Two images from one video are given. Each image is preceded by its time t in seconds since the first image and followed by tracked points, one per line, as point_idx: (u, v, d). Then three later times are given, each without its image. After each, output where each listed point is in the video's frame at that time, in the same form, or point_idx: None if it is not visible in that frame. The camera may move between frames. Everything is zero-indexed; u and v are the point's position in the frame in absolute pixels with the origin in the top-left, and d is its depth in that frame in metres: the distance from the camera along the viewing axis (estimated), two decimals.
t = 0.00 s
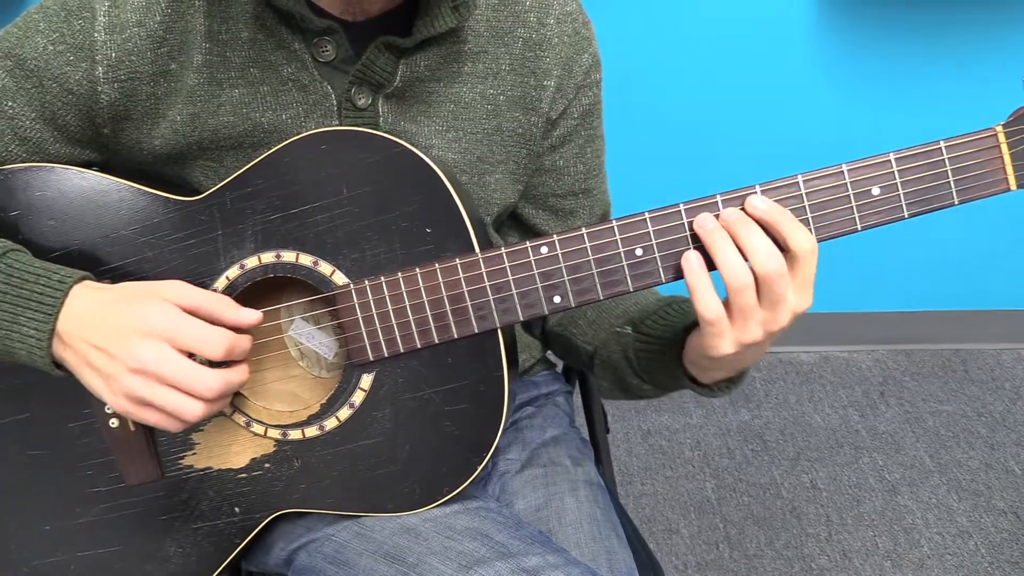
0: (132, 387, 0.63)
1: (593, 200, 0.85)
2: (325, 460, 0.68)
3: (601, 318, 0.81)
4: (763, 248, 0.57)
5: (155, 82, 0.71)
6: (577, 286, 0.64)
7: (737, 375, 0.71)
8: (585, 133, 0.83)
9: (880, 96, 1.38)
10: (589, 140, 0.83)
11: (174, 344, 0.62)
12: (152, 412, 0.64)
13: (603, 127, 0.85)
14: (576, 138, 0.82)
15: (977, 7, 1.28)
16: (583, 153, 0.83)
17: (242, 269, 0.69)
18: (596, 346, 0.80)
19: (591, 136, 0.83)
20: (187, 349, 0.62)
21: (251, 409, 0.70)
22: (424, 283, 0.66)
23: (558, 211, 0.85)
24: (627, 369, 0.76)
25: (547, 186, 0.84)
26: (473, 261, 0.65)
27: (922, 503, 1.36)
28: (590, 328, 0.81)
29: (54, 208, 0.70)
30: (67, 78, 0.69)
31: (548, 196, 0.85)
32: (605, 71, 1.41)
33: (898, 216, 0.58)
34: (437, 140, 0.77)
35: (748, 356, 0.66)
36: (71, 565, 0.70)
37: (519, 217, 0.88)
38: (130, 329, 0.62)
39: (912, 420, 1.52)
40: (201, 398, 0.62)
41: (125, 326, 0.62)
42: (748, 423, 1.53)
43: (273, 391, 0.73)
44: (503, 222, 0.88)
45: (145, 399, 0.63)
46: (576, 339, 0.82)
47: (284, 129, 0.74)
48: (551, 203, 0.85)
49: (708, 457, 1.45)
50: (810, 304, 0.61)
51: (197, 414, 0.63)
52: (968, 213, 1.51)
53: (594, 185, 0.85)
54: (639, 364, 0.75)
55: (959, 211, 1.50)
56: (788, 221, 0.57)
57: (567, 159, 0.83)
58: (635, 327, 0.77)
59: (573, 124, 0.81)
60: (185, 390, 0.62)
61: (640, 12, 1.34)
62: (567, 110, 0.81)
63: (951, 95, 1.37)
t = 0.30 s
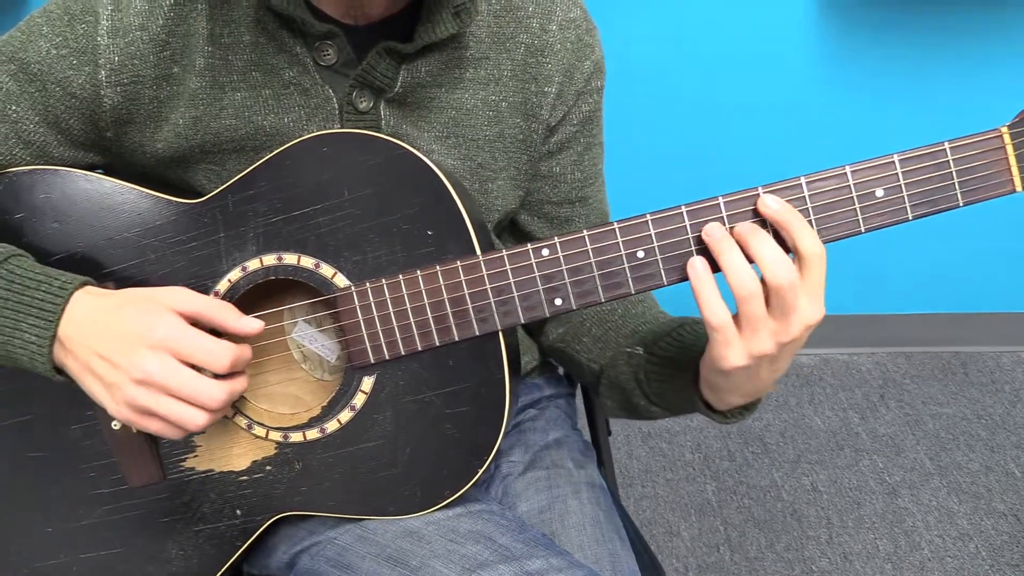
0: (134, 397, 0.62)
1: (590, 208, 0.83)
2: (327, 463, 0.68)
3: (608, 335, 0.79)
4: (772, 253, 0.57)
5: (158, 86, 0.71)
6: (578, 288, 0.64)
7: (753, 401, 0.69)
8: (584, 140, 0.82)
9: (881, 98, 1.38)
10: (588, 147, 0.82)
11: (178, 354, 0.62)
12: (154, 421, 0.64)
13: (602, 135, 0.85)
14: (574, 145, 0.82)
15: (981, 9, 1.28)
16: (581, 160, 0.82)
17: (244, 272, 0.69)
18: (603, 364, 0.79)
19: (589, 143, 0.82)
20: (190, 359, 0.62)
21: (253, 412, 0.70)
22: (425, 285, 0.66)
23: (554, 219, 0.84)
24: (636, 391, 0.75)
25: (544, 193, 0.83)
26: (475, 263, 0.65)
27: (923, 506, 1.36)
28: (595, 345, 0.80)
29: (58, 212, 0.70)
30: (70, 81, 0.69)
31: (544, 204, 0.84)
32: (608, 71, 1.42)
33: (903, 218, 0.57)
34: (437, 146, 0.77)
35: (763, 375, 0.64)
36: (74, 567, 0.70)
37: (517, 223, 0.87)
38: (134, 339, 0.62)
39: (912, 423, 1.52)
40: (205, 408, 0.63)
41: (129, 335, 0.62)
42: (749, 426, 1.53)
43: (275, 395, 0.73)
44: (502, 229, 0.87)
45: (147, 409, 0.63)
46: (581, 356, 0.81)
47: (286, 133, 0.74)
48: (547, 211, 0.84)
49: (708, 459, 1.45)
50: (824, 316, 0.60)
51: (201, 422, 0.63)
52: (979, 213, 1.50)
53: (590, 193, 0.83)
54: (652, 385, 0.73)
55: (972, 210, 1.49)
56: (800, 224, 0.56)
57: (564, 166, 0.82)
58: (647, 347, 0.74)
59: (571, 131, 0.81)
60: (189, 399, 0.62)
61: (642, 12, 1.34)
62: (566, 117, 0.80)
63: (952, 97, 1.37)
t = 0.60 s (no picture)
0: (122, 409, 0.63)
1: (588, 211, 0.82)
2: (325, 465, 0.68)
3: (608, 339, 0.78)
4: (778, 246, 0.56)
5: (155, 88, 0.71)
6: (576, 287, 0.64)
7: (757, 407, 0.69)
8: (582, 142, 0.82)
9: (882, 99, 1.38)
10: (586, 149, 0.82)
11: (165, 365, 0.63)
12: (142, 433, 0.64)
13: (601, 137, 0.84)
14: (572, 147, 0.81)
15: (979, 9, 1.28)
16: (579, 162, 0.82)
17: (241, 274, 0.69)
18: (605, 369, 0.78)
19: (588, 144, 0.82)
20: (180, 372, 0.63)
21: (251, 414, 0.70)
22: (422, 286, 0.66)
23: (552, 223, 0.83)
24: (638, 396, 0.74)
25: (541, 196, 0.82)
26: (471, 263, 0.65)
27: (923, 509, 1.36)
28: (595, 350, 0.79)
29: (57, 214, 0.70)
30: (68, 85, 0.70)
31: (541, 206, 0.83)
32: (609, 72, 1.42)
33: (904, 213, 0.57)
34: (436, 148, 0.77)
35: (768, 375, 0.63)
36: (73, 570, 0.69)
37: (514, 226, 0.86)
38: (124, 351, 0.62)
39: (912, 426, 1.52)
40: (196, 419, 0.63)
41: (119, 348, 0.62)
42: (749, 428, 1.53)
43: (276, 396, 0.73)
44: (501, 232, 0.86)
45: (136, 421, 0.63)
46: (582, 361, 0.80)
47: (283, 134, 0.73)
48: (545, 213, 0.83)
49: (708, 462, 1.45)
50: (828, 313, 0.58)
51: (191, 433, 0.64)
52: (979, 208, 1.50)
53: (588, 196, 0.82)
54: (657, 394, 0.72)
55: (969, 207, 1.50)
56: (803, 217, 0.56)
57: (562, 167, 0.81)
58: (649, 350, 0.74)
59: (569, 133, 0.80)
60: (180, 411, 0.63)
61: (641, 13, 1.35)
62: (565, 118, 0.80)
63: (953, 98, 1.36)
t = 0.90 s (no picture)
0: (108, 414, 0.63)
1: (585, 212, 0.82)
2: (322, 464, 0.68)
3: (604, 340, 0.78)
4: (777, 239, 0.55)
5: (152, 88, 0.71)
6: (573, 285, 0.64)
7: (756, 406, 0.69)
8: (579, 142, 0.82)
9: (881, 100, 1.38)
10: (583, 149, 0.82)
11: (152, 369, 0.63)
12: (129, 436, 0.65)
13: (599, 138, 0.84)
14: (569, 147, 0.81)
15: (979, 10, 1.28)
16: (576, 162, 0.82)
17: (238, 273, 0.68)
18: (601, 369, 0.78)
19: (585, 145, 0.82)
20: (169, 378, 0.63)
21: (248, 413, 0.70)
22: (419, 284, 0.66)
23: (547, 223, 0.83)
24: (635, 396, 0.73)
25: (537, 196, 0.82)
26: (468, 262, 0.65)
27: (921, 511, 1.36)
28: (591, 350, 0.79)
29: (54, 214, 0.70)
30: (65, 85, 0.70)
31: (538, 207, 0.83)
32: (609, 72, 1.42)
33: (904, 210, 0.57)
34: (434, 148, 0.77)
35: (769, 372, 0.62)
36: (71, 570, 0.69)
37: (511, 227, 0.86)
38: (111, 356, 0.62)
39: (911, 427, 1.52)
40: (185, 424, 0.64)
41: (107, 352, 0.62)
42: (747, 429, 1.53)
43: (274, 395, 0.74)
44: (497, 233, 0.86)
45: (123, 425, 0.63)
46: (578, 361, 0.80)
47: (281, 133, 0.73)
48: (541, 213, 0.83)
49: (706, 462, 1.46)
50: (830, 310, 0.58)
51: (179, 437, 0.64)
52: (977, 209, 1.50)
53: (585, 197, 0.83)
54: (654, 391, 0.71)
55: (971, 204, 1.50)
56: (804, 212, 0.56)
57: (559, 167, 0.81)
58: (647, 349, 0.73)
59: (567, 133, 0.80)
60: (168, 416, 0.63)
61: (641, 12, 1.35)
62: (563, 119, 0.80)
63: (952, 99, 1.36)
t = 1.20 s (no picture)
0: (98, 419, 0.63)
1: (581, 213, 0.82)
2: (319, 464, 0.68)
3: (598, 344, 0.78)
4: (775, 238, 0.55)
5: (151, 89, 0.71)
6: (570, 286, 0.64)
7: (751, 412, 0.69)
8: (577, 143, 0.82)
9: (881, 101, 1.38)
10: (581, 150, 0.82)
11: (141, 375, 0.63)
12: (119, 440, 0.65)
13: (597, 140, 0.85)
14: (566, 148, 0.82)
15: (978, 13, 1.28)
16: (573, 163, 0.82)
17: (235, 273, 0.69)
18: (594, 373, 0.78)
19: (583, 146, 0.82)
20: (160, 384, 0.63)
21: (246, 414, 0.70)
22: (416, 285, 0.66)
23: (543, 224, 0.83)
24: (629, 400, 0.73)
25: (534, 196, 0.82)
26: (465, 263, 0.65)
27: (919, 513, 1.36)
28: (584, 353, 0.79)
29: (53, 214, 0.70)
30: (64, 85, 0.70)
31: (534, 207, 0.83)
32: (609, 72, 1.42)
33: (903, 212, 0.57)
34: (433, 148, 0.77)
35: (765, 374, 0.62)
36: (69, 569, 0.69)
37: (509, 228, 0.86)
38: (101, 362, 0.62)
39: (909, 429, 1.52)
40: (175, 429, 0.64)
41: (97, 357, 0.62)
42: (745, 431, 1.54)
43: (274, 396, 0.74)
44: (494, 234, 0.87)
45: (112, 430, 0.64)
46: (570, 364, 0.80)
47: (280, 134, 0.73)
48: (537, 214, 0.83)
49: (705, 464, 1.46)
50: (827, 313, 0.58)
51: (169, 442, 0.65)
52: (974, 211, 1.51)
53: (582, 198, 0.83)
54: (648, 395, 0.71)
55: (970, 206, 1.50)
56: (803, 212, 0.56)
57: (555, 167, 0.81)
58: (642, 352, 0.74)
59: (564, 133, 0.81)
60: (159, 421, 0.64)
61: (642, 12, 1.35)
62: (561, 119, 0.80)
63: (951, 101, 1.36)
